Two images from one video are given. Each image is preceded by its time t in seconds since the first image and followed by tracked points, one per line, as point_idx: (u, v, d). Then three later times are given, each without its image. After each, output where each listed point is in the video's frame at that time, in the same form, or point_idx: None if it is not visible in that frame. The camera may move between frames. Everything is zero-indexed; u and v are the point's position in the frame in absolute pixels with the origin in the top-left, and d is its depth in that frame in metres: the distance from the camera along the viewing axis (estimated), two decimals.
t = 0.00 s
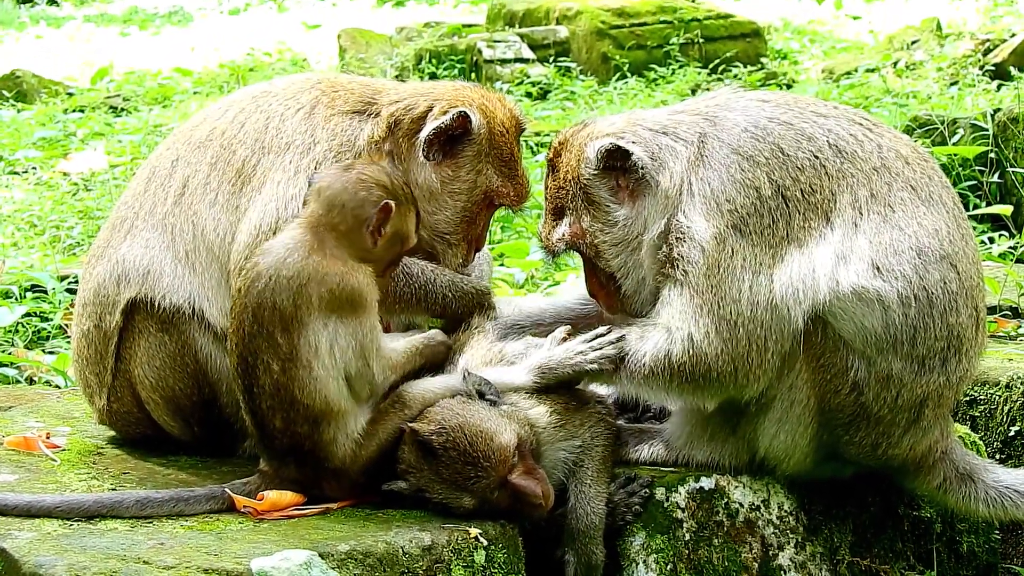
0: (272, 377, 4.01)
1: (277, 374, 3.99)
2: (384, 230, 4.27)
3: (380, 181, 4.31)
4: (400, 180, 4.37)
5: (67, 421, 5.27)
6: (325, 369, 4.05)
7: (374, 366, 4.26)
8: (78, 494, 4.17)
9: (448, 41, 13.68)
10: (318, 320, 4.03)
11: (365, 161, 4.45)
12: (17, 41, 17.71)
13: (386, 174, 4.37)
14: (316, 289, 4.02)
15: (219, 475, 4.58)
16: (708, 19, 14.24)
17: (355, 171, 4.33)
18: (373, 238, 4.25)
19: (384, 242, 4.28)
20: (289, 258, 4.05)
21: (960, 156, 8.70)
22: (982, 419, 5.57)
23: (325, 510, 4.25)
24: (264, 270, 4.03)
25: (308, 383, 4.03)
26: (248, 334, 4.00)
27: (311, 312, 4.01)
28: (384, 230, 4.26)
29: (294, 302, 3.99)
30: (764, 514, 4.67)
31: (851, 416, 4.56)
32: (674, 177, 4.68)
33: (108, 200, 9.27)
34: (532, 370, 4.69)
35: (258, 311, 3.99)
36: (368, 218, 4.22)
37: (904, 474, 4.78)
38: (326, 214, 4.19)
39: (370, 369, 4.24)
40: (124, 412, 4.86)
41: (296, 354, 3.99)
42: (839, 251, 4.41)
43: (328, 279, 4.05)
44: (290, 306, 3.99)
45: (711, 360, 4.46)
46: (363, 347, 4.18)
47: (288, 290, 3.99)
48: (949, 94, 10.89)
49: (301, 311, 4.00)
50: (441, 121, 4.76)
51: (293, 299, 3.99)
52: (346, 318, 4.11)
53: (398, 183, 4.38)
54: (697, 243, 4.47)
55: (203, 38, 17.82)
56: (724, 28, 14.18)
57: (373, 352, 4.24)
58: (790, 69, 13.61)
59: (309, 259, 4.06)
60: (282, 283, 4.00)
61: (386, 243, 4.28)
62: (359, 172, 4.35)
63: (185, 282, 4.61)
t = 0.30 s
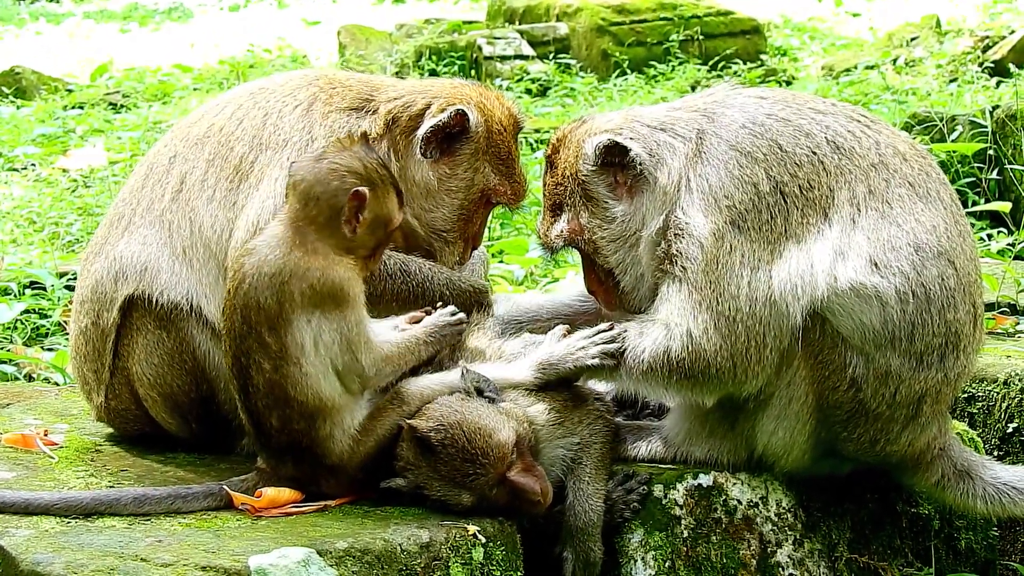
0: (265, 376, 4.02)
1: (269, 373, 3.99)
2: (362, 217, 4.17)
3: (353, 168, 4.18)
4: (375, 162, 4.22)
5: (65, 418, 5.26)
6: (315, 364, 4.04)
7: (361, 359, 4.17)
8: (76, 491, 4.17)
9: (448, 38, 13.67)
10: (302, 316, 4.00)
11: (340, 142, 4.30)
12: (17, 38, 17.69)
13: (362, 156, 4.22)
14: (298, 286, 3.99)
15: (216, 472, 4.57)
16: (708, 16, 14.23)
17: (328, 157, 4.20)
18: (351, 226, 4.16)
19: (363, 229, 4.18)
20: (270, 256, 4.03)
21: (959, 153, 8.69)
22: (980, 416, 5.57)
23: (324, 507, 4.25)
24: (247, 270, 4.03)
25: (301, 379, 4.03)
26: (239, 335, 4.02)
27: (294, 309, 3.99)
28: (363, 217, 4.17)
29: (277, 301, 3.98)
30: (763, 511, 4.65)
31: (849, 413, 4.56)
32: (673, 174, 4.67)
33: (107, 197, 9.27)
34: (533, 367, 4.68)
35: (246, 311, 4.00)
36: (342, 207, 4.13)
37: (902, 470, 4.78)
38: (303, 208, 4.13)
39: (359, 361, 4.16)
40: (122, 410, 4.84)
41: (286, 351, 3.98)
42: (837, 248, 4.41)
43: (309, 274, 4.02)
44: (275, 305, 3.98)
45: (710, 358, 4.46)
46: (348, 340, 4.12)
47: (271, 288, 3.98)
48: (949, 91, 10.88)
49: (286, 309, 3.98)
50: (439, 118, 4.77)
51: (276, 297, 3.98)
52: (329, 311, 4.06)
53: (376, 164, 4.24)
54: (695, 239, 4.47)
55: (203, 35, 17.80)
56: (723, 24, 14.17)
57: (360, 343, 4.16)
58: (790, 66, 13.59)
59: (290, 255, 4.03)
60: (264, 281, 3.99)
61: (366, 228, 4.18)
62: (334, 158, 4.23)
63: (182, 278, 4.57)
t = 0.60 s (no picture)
0: (260, 375, 4.04)
1: (264, 372, 4.01)
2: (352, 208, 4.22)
3: (339, 159, 4.23)
4: (358, 152, 4.30)
5: (61, 416, 5.26)
6: (308, 360, 4.05)
7: (350, 352, 4.14)
8: (72, 489, 4.17)
9: (444, 36, 13.67)
10: (296, 313, 4.01)
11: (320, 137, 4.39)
12: (14, 37, 17.67)
13: (345, 147, 4.29)
14: (290, 282, 4.00)
15: (213, 471, 4.57)
16: (704, 15, 14.24)
17: (313, 151, 4.26)
18: (342, 217, 4.20)
19: (354, 219, 4.23)
20: (262, 253, 4.06)
21: (956, 153, 8.71)
22: (976, 415, 5.58)
23: (320, 506, 4.25)
24: (241, 270, 4.05)
25: (295, 378, 4.05)
26: (233, 335, 4.04)
27: (288, 306, 4.00)
28: (352, 207, 4.21)
29: (271, 299, 3.99)
30: (759, 510, 4.65)
31: (846, 413, 4.56)
32: (668, 180, 4.66)
33: (104, 195, 9.27)
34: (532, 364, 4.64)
35: (240, 311, 4.02)
36: (331, 199, 4.16)
37: (899, 469, 4.79)
38: (292, 205, 4.15)
39: (348, 356, 4.12)
40: (119, 408, 4.83)
41: (280, 350, 4.00)
42: (833, 250, 4.41)
43: (300, 270, 4.03)
44: (268, 303, 3.99)
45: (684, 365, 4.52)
46: (336, 334, 4.09)
47: (264, 286, 4.00)
48: (945, 90, 10.89)
49: (280, 307, 4.00)
50: (434, 117, 4.77)
51: (269, 295, 4.00)
52: (320, 306, 4.06)
53: (359, 154, 4.32)
54: (688, 245, 4.48)
55: (199, 33, 17.80)
56: (720, 23, 14.18)
57: (349, 337, 4.12)
58: (786, 65, 13.60)
59: (281, 252, 4.04)
60: (258, 279, 4.01)
61: (357, 218, 4.24)
62: (318, 152, 4.28)
63: (179, 276, 4.57)
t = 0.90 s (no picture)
0: (262, 376, 4.03)
1: (267, 373, 4.01)
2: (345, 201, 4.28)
3: (326, 154, 4.27)
4: (343, 144, 4.36)
5: (58, 415, 5.25)
6: (328, 352, 4.16)
7: (368, 335, 4.32)
8: (69, 488, 4.17)
9: (441, 35, 13.67)
10: (304, 311, 4.07)
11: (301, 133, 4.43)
12: (10, 36, 17.67)
13: (330, 142, 4.34)
14: (294, 280, 4.05)
15: (210, 470, 4.57)
16: (702, 14, 14.24)
17: (299, 149, 4.27)
18: (338, 210, 4.25)
19: (349, 212, 4.30)
20: (262, 254, 4.08)
21: (953, 152, 8.71)
22: (974, 415, 5.58)
23: (318, 505, 4.25)
24: (240, 271, 4.06)
25: (298, 377, 4.05)
26: (235, 336, 4.03)
27: (294, 304, 4.04)
28: (345, 200, 4.27)
29: (275, 300, 4.02)
30: (756, 509, 4.66)
31: (844, 412, 4.56)
32: (666, 173, 4.68)
33: (101, 193, 9.26)
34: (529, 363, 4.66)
35: (242, 313, 4.02)
36: (325, 193, 4.19)
37: (896, 469, 4.79)
38: (286, 204, 4.17)
39: (366, 339, 4.31)
40: (116, 408, 4.83)
41: (285, 349, 4.02)
42: (832, 247, 4.41)
43: (303, 267, 4.07)
44: (272, 304, 4.02)
45: (697, 358, 4.46)
46: (353, 321, 4.23)
47: (267, 287, 4.02)
48: (942, 90, 10.91)
49: (285, 306, 4.03)
50: (433, 110, 4.78)
51: (273, 296, 4.02)
52: (327, 301, 4.13)
53: (344, 146, 4.37)
54: (689, 239, 4.47)
55: (197, 32, 17.79)
56: (717, 23, 14.20)
57: (362, 322, 4.27)
58: (784, 64, 13.61)
59: (280, 252, 4.08)
60: (259, 281, 4.03)
61: (351, 210, 4.31)
62: (304, 150, 4.30)
63: (177, 279, 4.53)
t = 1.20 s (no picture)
0: (259, 376, 4.04)
1: (264, 373, 4.02)
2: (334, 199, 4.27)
3: (315, 153, 4.27)
4: (332, 142, 4.34)
5: (56, 415, 5.25)
6: (317, 353, 4.12)
7: (357, 337, 4.27)
8: (67, 488, 4.17)
9: (440, 34, 13.67)
10: (297, 309, 4.06)
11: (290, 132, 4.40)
12: (10, 34, 17.67)
13: (318, 140, 4.32)
14: (287, 279, 4.04)
15: (208, 470, 4.56)
16: (701, 13, 14.24)
17: (287, 148, 4.27)
18: (326, 209, 4.24)
19: (338, 210, 4.29)
20: (255, 254, 4.08)
21: (952, 151, 8.71)
22: (973, 413, 5.57)
23: (316, 504, 4.25)
24: (234, 272, 4.06)
25: (295, 376, 4.06)
26: (231, 337, 4.03)
27: (288, 303, 4.04)
28: (335, 199, 4.26)
29: (270, 299, 4.02)
30: (755, 508, 4.66)
31: (842, 410, 4.56)
32: (663, 171, 4.67)
33: (102, 192, 9.27)
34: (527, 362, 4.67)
35: (237, 313, 4.02)
36: (313, 192, 4.20)
37: (894, 468, 4.79)
38: (275, 204, 4.17)
39: (354, 342, 4.25)
40: (115, 406, 4.78)
41: (280, 348, 4.02)
42: (829, 246, 4.41)
43: (295, 265, 4.07)
44: (267, 303, 4.02)
45: (694, 357, 4.46)
46: (342, 321, 4.20)
47: (261, 286, 4.02)
48: (942, 88, 10.90)
49: (280, 305, 4.03)
50: (437, 114, 4.78)
51: (268, 295, 4.02)
52: (319, 298, 4.12)
53: (334, 144, 4.36)
54: (687, 237, 4.47)
55: (197, 31, 17.78)
56: (716, 22, 14.21)
57: (352, 323, 4.24)
58: (784, 63, 13.60)
59: (274, 250, 4.08)
60: (254, 280, 4.03)
61: (341, 208, 4.30)
62: (292, 149, 4.29)
63: (177, 275, 4.52)
